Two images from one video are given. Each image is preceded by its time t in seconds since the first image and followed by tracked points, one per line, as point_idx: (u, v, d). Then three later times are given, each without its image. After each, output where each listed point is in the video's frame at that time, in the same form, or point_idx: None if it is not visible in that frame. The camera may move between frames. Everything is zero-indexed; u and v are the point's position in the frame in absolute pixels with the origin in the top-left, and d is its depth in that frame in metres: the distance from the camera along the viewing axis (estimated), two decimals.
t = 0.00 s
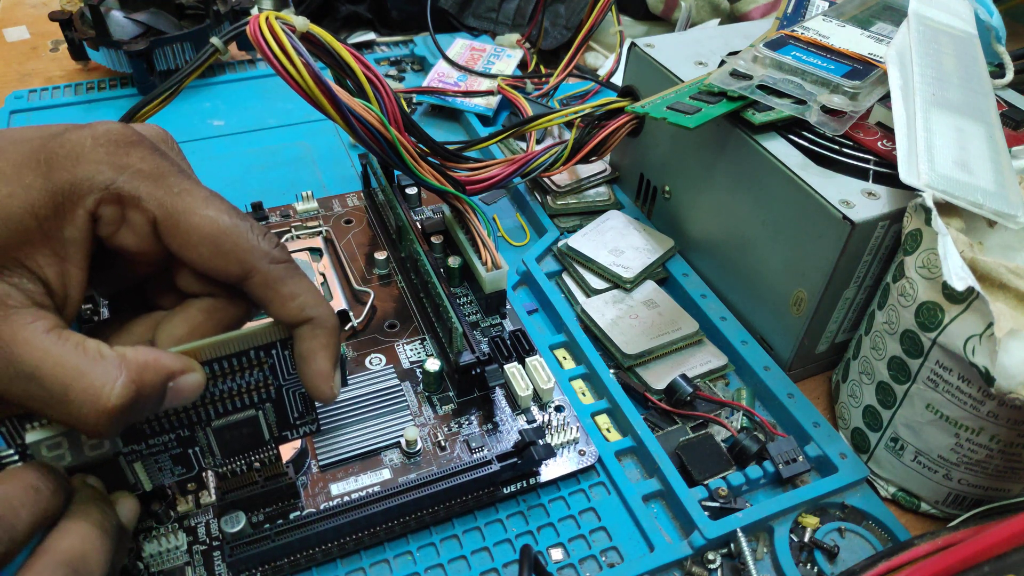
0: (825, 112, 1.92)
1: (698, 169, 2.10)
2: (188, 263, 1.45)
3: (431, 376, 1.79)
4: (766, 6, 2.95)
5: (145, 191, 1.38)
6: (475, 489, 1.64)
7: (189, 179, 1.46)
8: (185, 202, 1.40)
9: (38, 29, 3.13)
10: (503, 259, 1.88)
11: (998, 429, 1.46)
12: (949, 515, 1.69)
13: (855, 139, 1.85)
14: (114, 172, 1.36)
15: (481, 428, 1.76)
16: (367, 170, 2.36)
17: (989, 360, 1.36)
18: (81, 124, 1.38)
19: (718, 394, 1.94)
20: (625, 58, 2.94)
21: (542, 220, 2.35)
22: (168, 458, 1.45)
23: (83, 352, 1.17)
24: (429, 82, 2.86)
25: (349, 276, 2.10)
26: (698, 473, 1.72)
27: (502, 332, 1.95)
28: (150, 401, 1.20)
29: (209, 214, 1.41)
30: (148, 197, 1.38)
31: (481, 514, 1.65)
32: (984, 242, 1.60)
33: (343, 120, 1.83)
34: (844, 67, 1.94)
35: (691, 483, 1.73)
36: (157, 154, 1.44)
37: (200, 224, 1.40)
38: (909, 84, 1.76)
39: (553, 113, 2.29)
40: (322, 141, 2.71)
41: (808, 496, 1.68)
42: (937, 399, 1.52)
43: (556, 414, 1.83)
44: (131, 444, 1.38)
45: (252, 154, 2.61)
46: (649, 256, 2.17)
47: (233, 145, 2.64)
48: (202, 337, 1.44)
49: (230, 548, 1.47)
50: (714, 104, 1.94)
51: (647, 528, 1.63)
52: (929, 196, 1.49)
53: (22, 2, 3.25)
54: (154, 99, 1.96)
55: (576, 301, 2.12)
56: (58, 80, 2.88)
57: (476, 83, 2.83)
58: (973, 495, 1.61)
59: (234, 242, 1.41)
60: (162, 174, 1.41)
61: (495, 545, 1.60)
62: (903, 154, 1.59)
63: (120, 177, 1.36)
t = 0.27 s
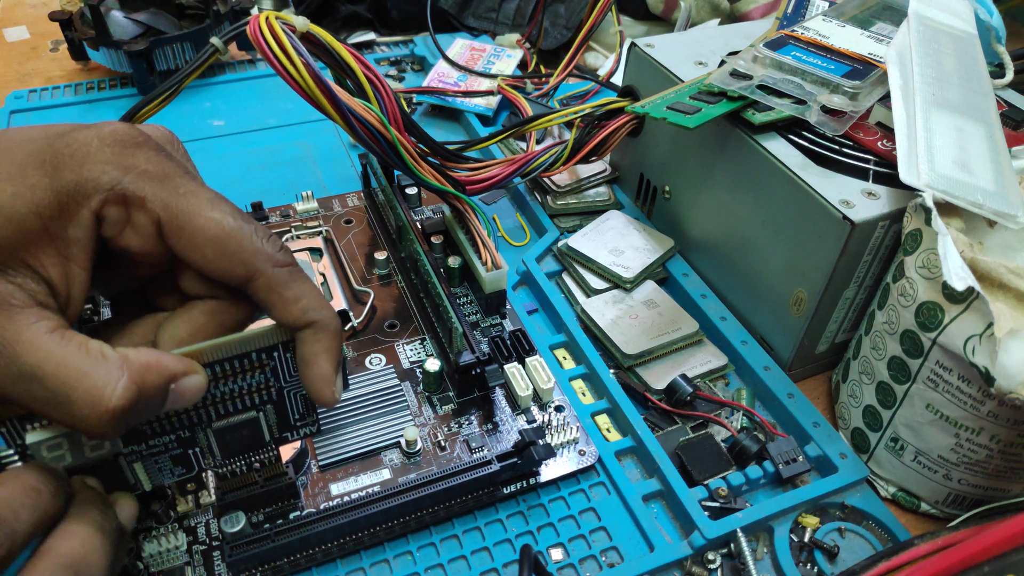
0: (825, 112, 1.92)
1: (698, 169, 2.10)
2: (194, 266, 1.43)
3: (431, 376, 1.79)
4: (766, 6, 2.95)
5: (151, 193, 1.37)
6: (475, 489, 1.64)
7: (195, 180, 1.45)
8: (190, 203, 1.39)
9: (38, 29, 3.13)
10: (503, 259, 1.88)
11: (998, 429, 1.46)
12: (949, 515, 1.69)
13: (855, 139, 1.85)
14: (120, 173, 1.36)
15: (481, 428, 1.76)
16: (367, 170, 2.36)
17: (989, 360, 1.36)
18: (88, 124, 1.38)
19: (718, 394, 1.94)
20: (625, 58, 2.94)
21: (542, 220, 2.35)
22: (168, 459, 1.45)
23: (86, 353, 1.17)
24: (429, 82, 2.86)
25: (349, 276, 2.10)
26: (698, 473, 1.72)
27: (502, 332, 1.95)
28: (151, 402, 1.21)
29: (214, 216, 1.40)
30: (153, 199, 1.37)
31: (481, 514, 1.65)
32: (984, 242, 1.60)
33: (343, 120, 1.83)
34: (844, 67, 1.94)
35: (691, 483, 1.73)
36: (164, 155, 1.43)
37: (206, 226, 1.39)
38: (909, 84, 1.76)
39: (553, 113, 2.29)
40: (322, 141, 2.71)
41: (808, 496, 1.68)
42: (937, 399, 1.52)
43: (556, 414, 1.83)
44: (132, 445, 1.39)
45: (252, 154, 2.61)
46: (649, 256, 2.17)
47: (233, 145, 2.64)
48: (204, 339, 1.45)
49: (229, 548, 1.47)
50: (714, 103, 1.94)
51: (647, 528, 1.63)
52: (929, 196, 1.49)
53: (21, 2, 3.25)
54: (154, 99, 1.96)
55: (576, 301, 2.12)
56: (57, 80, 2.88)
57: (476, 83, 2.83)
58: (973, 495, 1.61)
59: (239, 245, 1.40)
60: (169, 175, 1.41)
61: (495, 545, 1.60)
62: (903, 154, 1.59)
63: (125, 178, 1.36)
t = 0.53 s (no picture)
0: (825, 112, 1.92)
1: (698, 169, 2.10)
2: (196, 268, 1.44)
3: (431, 376, 1.79)
4: (766, 6, 2.95)
5: (155, 196, 1.38)
6: (476, 489, 1.64)
7: (198, 184, 1.46)
8: (194, 206, 1.40)
9: (38, 29, 3.13)
10: (503, 259, 1.88)
11: (998, 429, 1.46)
12: (949, 515, 1.69)
13: (855, 139, 1.85)
14: (124, 176, 1.36)
15: (481, 428, 1.76)
16: (367, 170, 2.36)
17: (989, 360, 1.36)
18: (90, 128, 1.38)
19: (718, 394, 1.94)
20: (624, 58, 2.94)
21: (542, 220, 2.35)
22: (169, 461, 1.44)
23: (90, 357, 1.17)
24: (429, 82, 2.86)
25: (349, 276, 2.10)
26: (698, 473, 1.72)
27: (502, 332, 1.95)
28: (156, 406, 1.21)
29: (217, 220, 1.42)
30: (157, 202, 1.38)
31: (481, 514, 1.65)
32: (984, 242, 1.60)
33: (343, 120, 1.83)
34: (844, 67, 1.94)
35: (691, 483, 1.73)
36: (167, 158, 1.44)
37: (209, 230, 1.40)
38: (909, 84, 1.76)
39: (553, 113, 2.29)
40: (322, 141, 2.71)
41: (808, 496, 1.68)
42: (937, 399, 1.52)
43: (556, 414, 1.83)
44: (133, 447, 1.37)
45: (252, 154, 2.61)
46: (649, 256, 2.17)
47: (233, 145, 2.64)
48: (206, 340, 1.44)
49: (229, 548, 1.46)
50: (714, 104, 1.94)
51: (647, 528, 1.63)
52: (929, 196, 1.49)
53: (21, 2, 3.25)
54: (154, 99, 1.96)
55: (576, 301, 2.12)
56: (57, 80, 2.88)
57: (476, 83, 2.83)
58: (973, 495, 1.61)
59: (242, 249, 1.42)
60: (172, 178, 1.41)
61: (495, 545, 1.60)
62: (903, 154, 1.59)
63: (129, 181, 1.37)
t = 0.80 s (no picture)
0: (825, 112, 1.92)
1: (698, 169, 2.10)
2: (212, 302, 1.39)
3: (431, 377, 1.79)
4: (766, 6, 2.95)
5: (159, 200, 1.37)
6: (476, 490, 1.64)
7: (219, 216, 1.39)
8: (214, 242, 1.34)
9: (38, 29, 3.13)
10: (503, 259, 1.88)
11: (998, 428, 1.46)
12: (949, 515, 1.69)
13: (855, 138, 1.85)
14: (147, 207, 1.29)
15: (481, 428, 1.76)
16: (367, 170, 2.36)
17: (988, 360, 1.36)
18: (112, 152, 1.29)
19: (718, 394, 1.94)
20: (624, 58, 2.94)
21: (542, 220, 2.35)
22: (177, 478, 1.49)
23: (112, 400, 1.16)
24: (429, 82, 2.86)
25: (349, 276, 2.10)
26: (698, 473, 1.72)
27: (502, 332, 1.95)
28: (173, 441, 1.23)
29: (236, 256, 1.35)
30: (178, 237, 1.32)
31: (481, 514, 1.65)
32: (984, 242, 1.60)
33: (343, 120, 1.83)
34: (844, 67, 1.94)
35: (691, 483, 1.73)
36: (188, 186, 1.36)
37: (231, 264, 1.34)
38: (908, 84, 1.76)
39: (553, 113, 2.29)
40: (322, 141, 2.71)
41: (808, 496, 1.68)
42: (937, 399, 1.52)
43: (556, 414, 1.83)
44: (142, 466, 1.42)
45: (252, 154, 2.61)
46: (649, 256, 2.18)
47: (233, 145, 2.64)
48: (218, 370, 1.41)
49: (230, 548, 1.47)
50: (714, 104, 1.94)
51: (647, 528, 1.63)
52: (929, 196, 1.49)
53: (21, 2, 3.24)
54: (155, 99, 1.96)
55: (576, 301, 2.12)
56: (58, 80, 2.88)
57: (476, 83, 2.83)
58: (973, 495, 1.61)
59: (260, 287, 1.36)
60: (192, 210, 1.34)
61: (495, 545, 1.61)
62: (903, 154, 1.59)
63: (153, 215, 1.29)
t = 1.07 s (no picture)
0: (825, 112, 1.92)
1: (698, 169, 2.10)
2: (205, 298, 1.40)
3: (431, 376, 1.79)
4: (766, 6, 2.95)
5: (158, 201, 1.37)
6: (476, 490, 1.64)
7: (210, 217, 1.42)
8: (203, 240, 1.37)
9: (38, 29, 3.12)
10: (503, 259, 1.88)
11: (998, 429, 1.46)
12: (949, 515, 1.69)
13: (855, 138, 1.85)
14: (135, 213, 1.33)
15: (481, 428, 1.76)
16: (367, 169, 2.36)
17: (989, 360, 1.36)
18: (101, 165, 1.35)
19: (718, 394, 1.94)
20: (624, 58, 2.94)
21: (542, 220, 2.35)
22: (176, 478, 1.49)
23: (101, 396, 1.16)
24: (429, 82, 2.86)
25: (349, 276, 2.09)
26: (698, 473, 1.72)
27: (502, 332, 1.95)
28: (166, 437, 1.22)
29: (226, 252, 1.37)
30: (167, 238, 1.35)
31: (481, 514, 1.65)
32: (984, 242, 1.60)
33: (343, 120, 1.83)
34: (844, 67, 1.94)
35: (691, 483, 1.73)
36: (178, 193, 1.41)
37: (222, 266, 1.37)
38: (908, 84, 1.76)
39: (553, 113, 2.29)
40: (322, 141, 2.71)
41: (808, 496, 1.68)
42: (937, 399, 1.52)
43: (556, 414, 1.83)
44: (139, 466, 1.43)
45: (252, 154, 2.61)
46: (649, 256, 2.17)
47: (233, 145, 2.64)
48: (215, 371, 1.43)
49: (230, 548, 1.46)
50: (714, 104, 1.94)
51: (647, 528, 1.63)
52: (929, 196, 1.49)
53: (21, 2, 3.24)
54: (155, 99, 1.96)
55: (576, 301, 2.12)
56: (58, 80, 2.88)
57: (476, 83, 2.83)
58: (973, 495, 1.61)
59: (251, 281, 1.37)
60: (182, 214, 1.38)
61: (495, 545, 1.60)
62: (903, 154, 1.59)
63: (141, 219, 1.34)
